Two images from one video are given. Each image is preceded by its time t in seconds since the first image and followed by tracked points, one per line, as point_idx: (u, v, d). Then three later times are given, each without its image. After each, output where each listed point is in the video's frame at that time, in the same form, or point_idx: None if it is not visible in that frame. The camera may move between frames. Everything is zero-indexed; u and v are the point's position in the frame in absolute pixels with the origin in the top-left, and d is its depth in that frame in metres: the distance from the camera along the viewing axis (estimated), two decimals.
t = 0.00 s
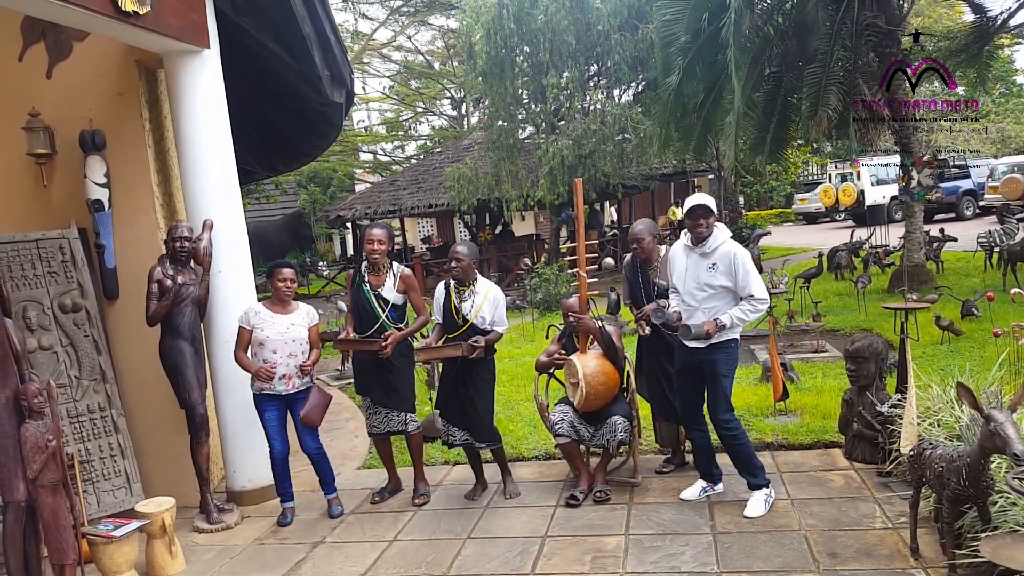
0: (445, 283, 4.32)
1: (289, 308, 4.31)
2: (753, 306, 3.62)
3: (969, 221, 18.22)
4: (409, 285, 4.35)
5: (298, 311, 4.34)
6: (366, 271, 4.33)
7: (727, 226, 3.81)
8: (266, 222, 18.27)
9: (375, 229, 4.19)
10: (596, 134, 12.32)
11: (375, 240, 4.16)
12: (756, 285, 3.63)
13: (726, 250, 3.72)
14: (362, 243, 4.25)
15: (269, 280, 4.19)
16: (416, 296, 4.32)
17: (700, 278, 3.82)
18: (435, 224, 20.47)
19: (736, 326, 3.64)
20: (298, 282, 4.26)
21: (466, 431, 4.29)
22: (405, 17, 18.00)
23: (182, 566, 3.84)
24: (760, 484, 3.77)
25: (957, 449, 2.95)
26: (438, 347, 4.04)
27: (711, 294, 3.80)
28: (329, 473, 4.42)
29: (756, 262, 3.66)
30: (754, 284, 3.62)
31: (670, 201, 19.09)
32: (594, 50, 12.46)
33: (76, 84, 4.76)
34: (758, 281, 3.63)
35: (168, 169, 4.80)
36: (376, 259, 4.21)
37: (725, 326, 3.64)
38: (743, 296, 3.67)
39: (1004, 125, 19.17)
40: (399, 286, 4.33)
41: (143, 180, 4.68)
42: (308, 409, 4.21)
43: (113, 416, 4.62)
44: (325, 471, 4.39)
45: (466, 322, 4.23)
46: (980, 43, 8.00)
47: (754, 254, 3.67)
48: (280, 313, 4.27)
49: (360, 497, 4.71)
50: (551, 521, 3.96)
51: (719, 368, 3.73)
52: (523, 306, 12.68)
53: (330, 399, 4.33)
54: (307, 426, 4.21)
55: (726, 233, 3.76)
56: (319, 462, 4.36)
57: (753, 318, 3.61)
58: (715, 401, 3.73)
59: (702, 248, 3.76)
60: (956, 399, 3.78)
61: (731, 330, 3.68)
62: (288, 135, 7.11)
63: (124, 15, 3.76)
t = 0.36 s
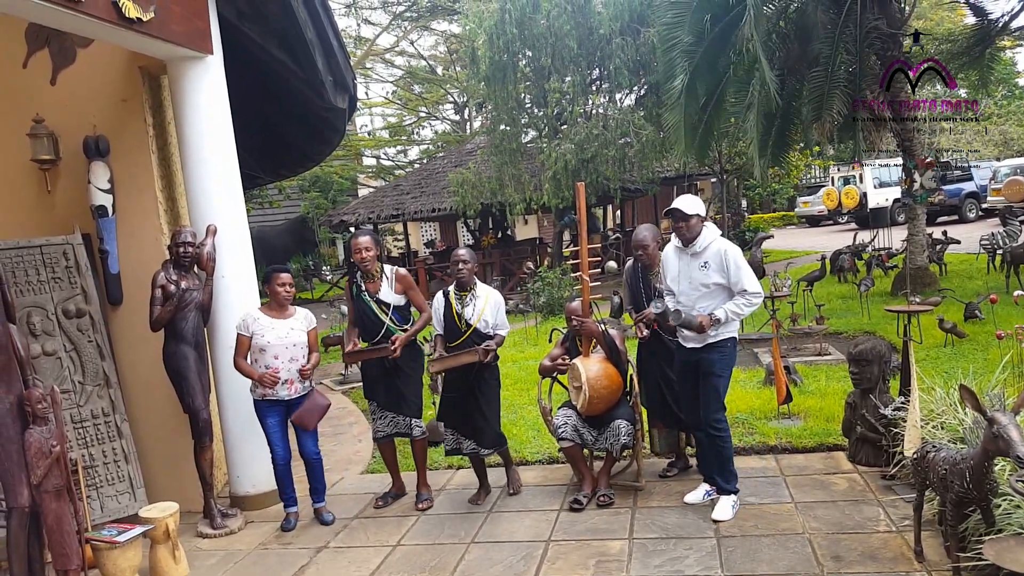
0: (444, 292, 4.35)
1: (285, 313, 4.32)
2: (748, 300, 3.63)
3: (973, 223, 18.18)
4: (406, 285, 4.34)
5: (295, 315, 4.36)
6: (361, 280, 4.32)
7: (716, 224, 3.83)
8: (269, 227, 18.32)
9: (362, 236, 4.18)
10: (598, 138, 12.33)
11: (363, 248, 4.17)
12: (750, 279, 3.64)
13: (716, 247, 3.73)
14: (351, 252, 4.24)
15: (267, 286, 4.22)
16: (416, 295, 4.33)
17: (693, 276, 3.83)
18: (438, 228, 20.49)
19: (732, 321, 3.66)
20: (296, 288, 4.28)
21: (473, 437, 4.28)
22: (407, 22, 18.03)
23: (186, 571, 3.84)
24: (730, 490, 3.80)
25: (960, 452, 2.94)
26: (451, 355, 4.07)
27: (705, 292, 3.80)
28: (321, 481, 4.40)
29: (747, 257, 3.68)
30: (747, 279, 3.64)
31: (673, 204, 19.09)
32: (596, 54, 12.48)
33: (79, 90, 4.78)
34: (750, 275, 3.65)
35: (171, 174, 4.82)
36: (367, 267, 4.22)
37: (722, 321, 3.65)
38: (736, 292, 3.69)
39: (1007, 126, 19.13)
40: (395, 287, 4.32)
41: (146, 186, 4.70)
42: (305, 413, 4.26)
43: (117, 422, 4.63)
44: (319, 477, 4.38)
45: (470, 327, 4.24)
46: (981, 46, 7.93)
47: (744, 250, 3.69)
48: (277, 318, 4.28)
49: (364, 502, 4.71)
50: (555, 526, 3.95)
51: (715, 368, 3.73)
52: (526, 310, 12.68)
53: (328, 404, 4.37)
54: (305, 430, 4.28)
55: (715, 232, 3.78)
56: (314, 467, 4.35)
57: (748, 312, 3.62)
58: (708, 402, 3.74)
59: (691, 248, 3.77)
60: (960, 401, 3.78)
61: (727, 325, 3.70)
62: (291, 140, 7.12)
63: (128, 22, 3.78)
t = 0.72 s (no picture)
0: (453, 295, 4.29)
1: (290, 313, 4.31)
2: (744, 305, 3.56)
3: (972, 225, 18.19)
4: (415, 283, 4.40)
5: (300, 314, 4.35)
6: (370, 280, 4.33)
7: (724, 226, 3.79)
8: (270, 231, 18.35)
9: (370, 236, 4.23)
10: (598, 141, 12.34)
11: (372, 246, 4.19)
12: (747, 283, 3.57)
13: (719, 249, 3.71)
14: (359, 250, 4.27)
15: (268, 290, 4.21)
16: (423, 293, 4.41)
17: (697, 279, 3.83)
18: (438, 232, 20.51)
19: (729, 326, 3.61)
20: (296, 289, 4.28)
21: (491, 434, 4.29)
22: (407, 26, 18.06)
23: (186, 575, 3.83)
24: (756, 498, 3.71)
25: (961, 454, 2.95)
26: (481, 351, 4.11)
27: (709, 295, 3.79)
28: (340, 481, 4.43)
29: (750, 260, 3.63)
30: (746, 282, 3.58)
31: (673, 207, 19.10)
32: (596, 57, 12.51)
33: (79, 95, 4.79)
34: (751, 279, 3.59)
35: (171, 178, 4.83)
36: (376, 266, 4.25)
37: (718, 324, 3.61)
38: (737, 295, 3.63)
39: (1006, 128, 19.14)
40: (405, 285, 4.37)
41: (146, 191, 4.71)
42: (320, 410, 4.24)
43: (118, 426, 4.63)
44: (337, 477, 4.40)
45: (485, 326, 4.23)
46: (980, 48, 7.98)
47: (747, 253, 3.64)
48: (283, 320, 4.27)
49: (366, 505, 4.71)
50: (555, 529, 3.95)
51: (720, 376, 3.72)
52: (526, 314, 12.67)
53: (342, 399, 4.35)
54: (320, 428, 4.24)
55: (721, 234, 3.75)
56: (331, 468, 4.37)
57: (745, 317, 3.55)
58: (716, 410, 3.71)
59: (694, 250, 3.77)
60: (961, 403, 3.78)
61: (726, 329, 3.66)
62: (291, 144, 7.13)
63: (128, 26, 3.79)
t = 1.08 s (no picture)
0: (465, 285, 4.33)
1: (297, 312, 4.29)
2: (753, 308, 3.53)
3: (971, 226, 18.19)
4: (423, 283, 4.42)
5: (307, 312, 4.32)
6: (379, 274, 4.36)
7: (733, 227, 3.76)
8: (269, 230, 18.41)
9: (386, 230, 4.25)
10: (598, 141, 12.33)
11: (386, 241, 4.22)
12: (756, 285, 3.53)
13: (727, 252, 3.69)
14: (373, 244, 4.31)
15: (272, 292, 4.21)
16: (432, 293, 4.42)
17: (709, 281, 3.81)
18: (438, 231, 20.50)
19: (739, 329, 3.58)
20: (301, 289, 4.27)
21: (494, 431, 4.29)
22: (407, 25, 18.05)
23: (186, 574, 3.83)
24: (755, 499, 3.73)
25: (959, 453, 2.95)
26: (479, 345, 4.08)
27: (720, 297, 3.78)
28: (343, 478, 4.43)
29: (759, 263, 3.59)
30: (754, 285, 3.54)
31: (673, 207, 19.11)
32: (596, 56, 12.51)
33: (78, 93, 4.79)
34: (760, 282, 3.55)
35: (170, 177, 4.83)
36: (386, 260, 4.26)
37: (726, 327, 3.60)
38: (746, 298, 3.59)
39: (1005, 129, 19.15)
40: (412, 285, 4.39)
41: (146, 189, 4.71)
42: (329, 405, 4.25)
43: (117, 424, 4.63)
44: (340, 475, 4.40)
45: (493, 320, 4.23)
46: (980, 49, 7.97)
47: (757, 256, 3.60)
48: (289, 319, 4.27)
49: (365, 504, 4.71)
50: (554, 528, 3.95)
51: (728, 379, 3.71)
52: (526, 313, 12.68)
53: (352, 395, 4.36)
54: (331, 424, 4.27)
55: (732, 236, 3.71)
56: (336, 465, 4.36)
57: (754, 321, 3.51)
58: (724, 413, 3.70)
59: (702, 252, 3.77)
60: (959, 403, 3.79)
61: (736, 333, 3.63)
62: (292, 143, 7.14)
63: (127, 25, 3.79)
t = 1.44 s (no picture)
0: (462, 282, 4.35)
1: (297, 310, 4.30)
2: (751, 310, 3.54)
3: (971, 224, 18.18)
4: (423, 289, 4.38)
5: (307, 310, 4.32)
6: (382, 273, 4.36)
7: (734, 227, 3.74)
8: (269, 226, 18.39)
9: (393, 231, 4.25)
10: (598, 137, 12.31)
11: (392, 241, 4.22)
12: (755, 287, 3.54)
13: (728, 252, 3.68)
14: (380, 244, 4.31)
15: (272, 286, 4.22)
16: (430, 299, 4.38)
17: (708, 281, 3.81)
18: (437, 227, 20.48)
19: (737, 329, 3.60)
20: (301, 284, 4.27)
21: (483, 430, 4.30)
22: (407, 20, 18.01)
23: (185, 569, 3.84)
24: (753, 496, 3.73)
25: (958, 451, 2.95)
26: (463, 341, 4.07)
27: (719, 297, 3.78)
28: (341, 475, 4.43)
29: (759, 265, 3.58)
30: (753, 288, 3.54)
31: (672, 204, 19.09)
32: (596, 52, 12.49)
33: (78, 88, 4.78)
34: (759, 285, 3.55)
35: (170, 172, 4.83)
36: (392, 263, 4.25)
37: (724, 328, 3.61)
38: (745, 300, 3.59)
39: (1005, 127, 19.13)
40: (413, 290, 4.36)
41: (146, 184, 4.71)
42: (327, 405, 4.30)
43: (116, 419, 4.63)
44: (338, 472, 4.40)
45: (486, 318, 4.23)
46: (981, 46, 7.95)
47: (757, 258, 3.59)
48: (289, 317, 4.28)
49: (364, 500, 4.72)
50: (553, 524, 3.96)
51: (726, 377, 3.71)
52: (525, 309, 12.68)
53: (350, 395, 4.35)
54: (327, 422, 4.31)
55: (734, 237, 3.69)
56: (333, 463, 4.36)
57: (752, 323, 3.52)
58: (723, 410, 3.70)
59: (703, 252, 3.75)
60: (958, 401, 3.79)
61: (734, 332, 3.64)
62: (291, 139, 7.14)
63: (127, 19, 3.78)
